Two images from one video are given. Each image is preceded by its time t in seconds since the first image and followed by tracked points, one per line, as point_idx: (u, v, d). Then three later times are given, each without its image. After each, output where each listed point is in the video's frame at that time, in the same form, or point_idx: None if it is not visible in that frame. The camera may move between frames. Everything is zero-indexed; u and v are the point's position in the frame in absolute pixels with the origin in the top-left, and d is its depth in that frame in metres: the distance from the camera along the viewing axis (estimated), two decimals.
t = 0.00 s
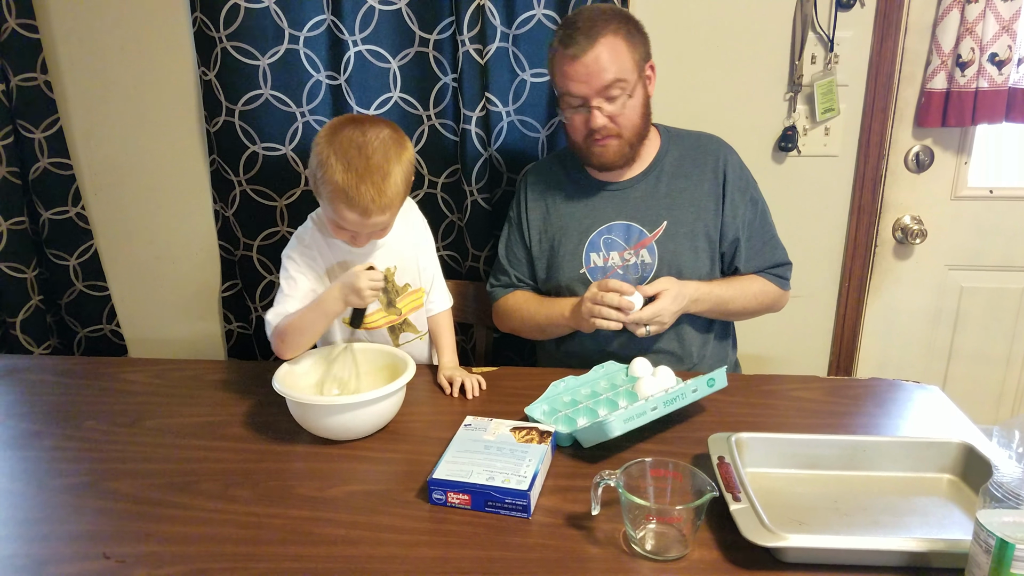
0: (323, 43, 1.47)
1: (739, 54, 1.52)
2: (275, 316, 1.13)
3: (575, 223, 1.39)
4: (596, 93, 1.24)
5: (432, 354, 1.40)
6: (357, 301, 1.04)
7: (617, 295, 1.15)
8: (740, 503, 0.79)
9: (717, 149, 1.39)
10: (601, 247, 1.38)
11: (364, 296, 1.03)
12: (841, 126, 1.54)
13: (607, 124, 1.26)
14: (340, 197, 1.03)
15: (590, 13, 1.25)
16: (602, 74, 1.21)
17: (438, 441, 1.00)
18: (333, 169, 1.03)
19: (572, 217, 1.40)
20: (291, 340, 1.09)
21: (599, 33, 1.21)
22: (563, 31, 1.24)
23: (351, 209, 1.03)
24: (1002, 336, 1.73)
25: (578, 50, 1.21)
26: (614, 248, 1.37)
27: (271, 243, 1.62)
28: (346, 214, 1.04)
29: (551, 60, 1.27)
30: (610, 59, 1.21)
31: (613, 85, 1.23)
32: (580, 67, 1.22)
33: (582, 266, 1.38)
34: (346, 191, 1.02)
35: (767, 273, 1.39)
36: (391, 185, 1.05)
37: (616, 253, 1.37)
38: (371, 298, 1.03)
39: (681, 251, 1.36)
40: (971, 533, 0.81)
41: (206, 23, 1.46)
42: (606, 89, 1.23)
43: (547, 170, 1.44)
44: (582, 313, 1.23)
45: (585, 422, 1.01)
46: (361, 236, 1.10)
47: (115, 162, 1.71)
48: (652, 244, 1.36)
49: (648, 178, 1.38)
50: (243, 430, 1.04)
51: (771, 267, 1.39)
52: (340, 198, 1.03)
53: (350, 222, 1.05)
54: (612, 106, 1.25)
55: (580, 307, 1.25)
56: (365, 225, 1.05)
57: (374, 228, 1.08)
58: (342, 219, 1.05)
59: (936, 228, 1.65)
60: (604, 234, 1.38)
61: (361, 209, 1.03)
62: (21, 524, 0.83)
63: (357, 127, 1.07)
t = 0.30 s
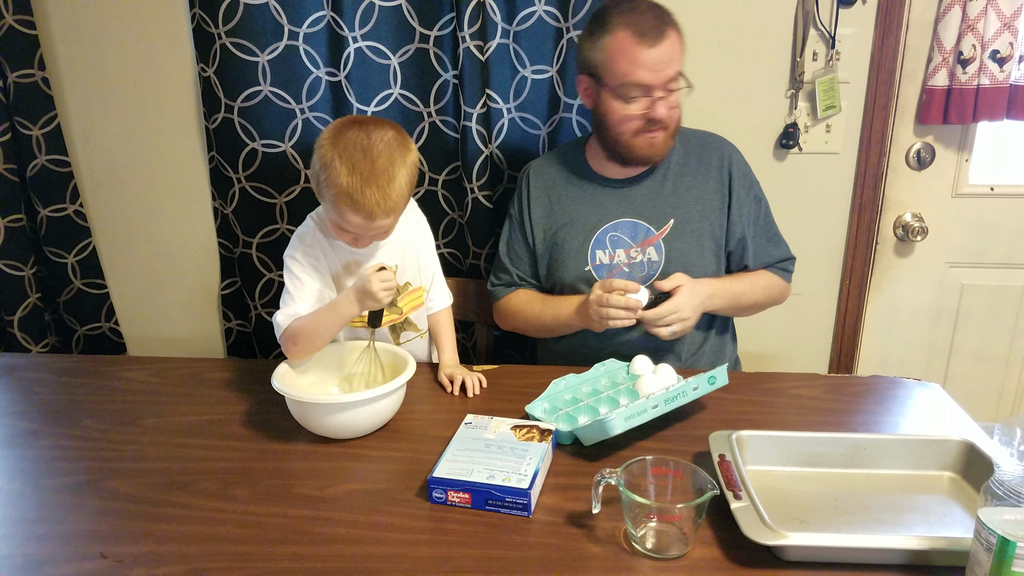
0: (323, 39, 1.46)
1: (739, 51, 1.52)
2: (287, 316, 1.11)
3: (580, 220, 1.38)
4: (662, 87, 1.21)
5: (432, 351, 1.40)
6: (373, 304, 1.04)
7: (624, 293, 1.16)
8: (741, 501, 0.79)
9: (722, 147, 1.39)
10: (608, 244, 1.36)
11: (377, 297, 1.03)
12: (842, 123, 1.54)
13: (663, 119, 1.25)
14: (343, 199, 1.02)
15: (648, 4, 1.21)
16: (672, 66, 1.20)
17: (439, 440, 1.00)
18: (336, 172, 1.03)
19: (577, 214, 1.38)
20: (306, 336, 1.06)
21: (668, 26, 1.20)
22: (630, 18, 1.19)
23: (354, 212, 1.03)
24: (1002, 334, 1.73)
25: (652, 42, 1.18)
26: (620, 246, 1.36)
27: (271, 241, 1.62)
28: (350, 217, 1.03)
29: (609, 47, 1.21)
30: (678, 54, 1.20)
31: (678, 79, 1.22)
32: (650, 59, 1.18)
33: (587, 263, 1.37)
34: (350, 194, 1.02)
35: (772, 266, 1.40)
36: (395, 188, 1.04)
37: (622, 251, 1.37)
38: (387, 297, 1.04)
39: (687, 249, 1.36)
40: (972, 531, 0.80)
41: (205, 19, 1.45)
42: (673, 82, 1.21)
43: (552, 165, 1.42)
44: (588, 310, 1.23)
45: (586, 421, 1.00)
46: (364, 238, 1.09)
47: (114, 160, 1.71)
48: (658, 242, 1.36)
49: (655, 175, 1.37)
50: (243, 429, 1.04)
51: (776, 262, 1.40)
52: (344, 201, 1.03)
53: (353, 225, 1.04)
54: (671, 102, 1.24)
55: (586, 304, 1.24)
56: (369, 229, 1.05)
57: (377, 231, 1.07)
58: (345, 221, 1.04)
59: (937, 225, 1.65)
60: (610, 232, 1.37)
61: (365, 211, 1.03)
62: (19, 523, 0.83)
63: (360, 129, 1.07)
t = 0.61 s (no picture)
0: (322, 36, 1.45)
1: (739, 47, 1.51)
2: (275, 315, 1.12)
3: (608, 215, 1.37)
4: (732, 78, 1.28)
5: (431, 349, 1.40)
6: (351, 305, 1.00)
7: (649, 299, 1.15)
8: (743, 499, 0.79)
9: (745, 155, 1.41)
10: (635, 240, 1.36)
11: (353, 300, 0.99)
12: (843, 119, 1.54)
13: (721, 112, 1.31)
14: (334, 203, 1.02)
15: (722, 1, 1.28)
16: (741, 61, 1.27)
17: (440, 438, 0.99)
18: (327, 175, 1.02)
19: (606, 209, 1.37)
20: (290, 343, 1.06)
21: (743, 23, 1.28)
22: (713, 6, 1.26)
23: (345, 216, 1.03)
24: (1004, 331, 1.73)
25: (731, 33, 1.25)
26: (648, 242, 1.36)
27: (271, 239, 1.62)
28: (341, 221, 1.04)
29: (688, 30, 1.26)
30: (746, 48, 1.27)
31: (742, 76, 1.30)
32: (727, 48, 1.25)
33: (613, 258, 1.36)
34: (340, 198, 1.02)
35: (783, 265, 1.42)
36: (387, 191, 1.04)
37: (649, 247, 1.36)
38: (362, 295, 0.99)
39: (712, 249, 1.36)
40: (976, 529, 0.80)
41: (204, 17, 1.45)
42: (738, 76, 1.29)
43: (581, 158, 1.40)
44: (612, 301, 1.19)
45: (587, 419, 1.00)
46: (356, 239, 1.10)
47: (114, 159, 1.70)
48: (686, 240, 1.36)
49: (684, 174, 1.38)
50: (243, 428, 1.04)
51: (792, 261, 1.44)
52: (334, 205, 1.02)
53: (345, 228, 1.04)
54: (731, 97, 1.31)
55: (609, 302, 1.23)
56: (361, 231, 1.05)
57: (369, 232, 1.07)
58: (337, 225, 1.05)
59: (939, 221, 1.64)
60: (637, 227, 1.36)
61: (356, 216, 1.03)
62: (19, 523, 0.83)
63: (350, 130, 1.06)
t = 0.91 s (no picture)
0: (317, 35, 1.45)
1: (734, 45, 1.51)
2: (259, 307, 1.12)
3: (625, 209, 1.37)
4: (746, 73, 1.28)
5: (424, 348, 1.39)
6: (330, 299, 1.00)
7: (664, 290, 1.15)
8: (739, 499, 0.79)
9: (763, 161, 1.42)
10: (651, 235, 1.36)
11: (331, 295, 0.99)
12: (838, 118, 1.54)
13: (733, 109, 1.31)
14: (331, 184, 1.02)
15: None
16: (756, 57, 1.27)
17: (435, 439, 0.99)
18: (322, 159, 1.02)
19: (623, 203, 1.37)
20: (274, 332, 1.10)
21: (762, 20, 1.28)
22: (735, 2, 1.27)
23: (342, 198, 1.02)
24: (998, 329, 1.73)
25: (749, 29, 1.26)
26: (663, 237, 1.36)
27: (265, 239, 1.61)
28: (336, 204, 1.03)
29: (706, 23, 1.26)
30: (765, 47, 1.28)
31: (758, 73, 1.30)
32: (744, 44, 1.25)
33: (628, 252, 1.36)
34: (336, 180, 1.01)
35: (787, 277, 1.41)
36: (383, 173, 1.04)
37: (664, 243, 1.36)
38: (341, 293, 0.99)
39: (726, 248, 1.36)
40: (971, 527, 0.80)
41: (198, 16, 1.44)
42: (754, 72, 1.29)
43: (600, 152, 1.40)
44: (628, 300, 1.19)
45: (583, 418, 1.00)
46: (351, 226, 1.09)
47: (107, 158, 1.69)
48: (701, 238, 1.36)
49: (703, 173, 1.39)
50: (238, 429, 1.03)
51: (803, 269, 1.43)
52: (330, 188, 1.02)
53: (341, 211, 1.04)
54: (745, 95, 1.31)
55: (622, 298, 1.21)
56: (357, 215, 1.04)
57: (365, 218, 1.07)
58: (332, 208, 1.04)
59: (933, 219, 1.65)
60: (654, 223, 1.36)
61: (353, 197, 1.02)
62: (12, 527, 0.82)
63: (346, 116, 1.06)
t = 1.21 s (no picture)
0: (308, 44, 1.45)
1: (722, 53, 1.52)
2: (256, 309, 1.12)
3: (615, 212, 1.38)
4: (692, 91, 1.25)
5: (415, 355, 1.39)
6: (325, 303, 1.02)
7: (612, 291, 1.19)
8: (729, 505, 0.79)
9: (758, 172, 1.39)
10: (640, 237, 1.36)
11: (329, 301, 1.02)
12: (826, 124, 1.55)
13: (687, 123, 1.28)
14: (334, 179, 1.03)
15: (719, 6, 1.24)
16: (703, 76, 1.23)
17: (428, 447, 0.99)
18: (327, 154, 1.03)
19: (614, 205, 1.38)
20: (267, 332, 1.12)
21: (717, 36, 1.22)
22: (688, 15, 1.22)
23: (344, 193, 1.03)
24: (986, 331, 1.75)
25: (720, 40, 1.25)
26: (653, 240, 1.36)
27: (257, 247, 1.61)
28: (338, 198, 1.04)
29: (658, 41, 1.24)
30: (720, 62, 1.22)
31: (712, 90, 1.25)
32: (688, 61, 1.22)
33: (617, 253, 1.37)
34: (340, 175, 1.03)
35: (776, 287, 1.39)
36: (386, 171, 1.05)
37: (653, 245, 1.36)
38: (336, 298, 1.01)
39: (716, 256, 1.35)
40: (959, 531, 0.81)
41: (189, 25, 1.44)
42: (705, 90, 1.25)
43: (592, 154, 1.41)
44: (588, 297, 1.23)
45: (575, 425, 1.00)
46: (352, 225, 1.09)
47: (98, 166, 1.69)
48: (691, 243, 1.35)
49: (696, 178, 1.37)
50: (229, 440, 1.03)
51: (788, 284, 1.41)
52: (334, 184, 1.03)
53: (343, 208, 1.04)
54: (699, 108, 1.27)
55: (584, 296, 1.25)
56: (358, 211, 1.05)
57: (365, 216, 1.07)
58: (334, 204, 1.04)
59: (921, 224, 1.66)
60: (644, 225, 1.36)
61: (355, 192, 1.03)
62: None
63: (350, 115, 1.09)
